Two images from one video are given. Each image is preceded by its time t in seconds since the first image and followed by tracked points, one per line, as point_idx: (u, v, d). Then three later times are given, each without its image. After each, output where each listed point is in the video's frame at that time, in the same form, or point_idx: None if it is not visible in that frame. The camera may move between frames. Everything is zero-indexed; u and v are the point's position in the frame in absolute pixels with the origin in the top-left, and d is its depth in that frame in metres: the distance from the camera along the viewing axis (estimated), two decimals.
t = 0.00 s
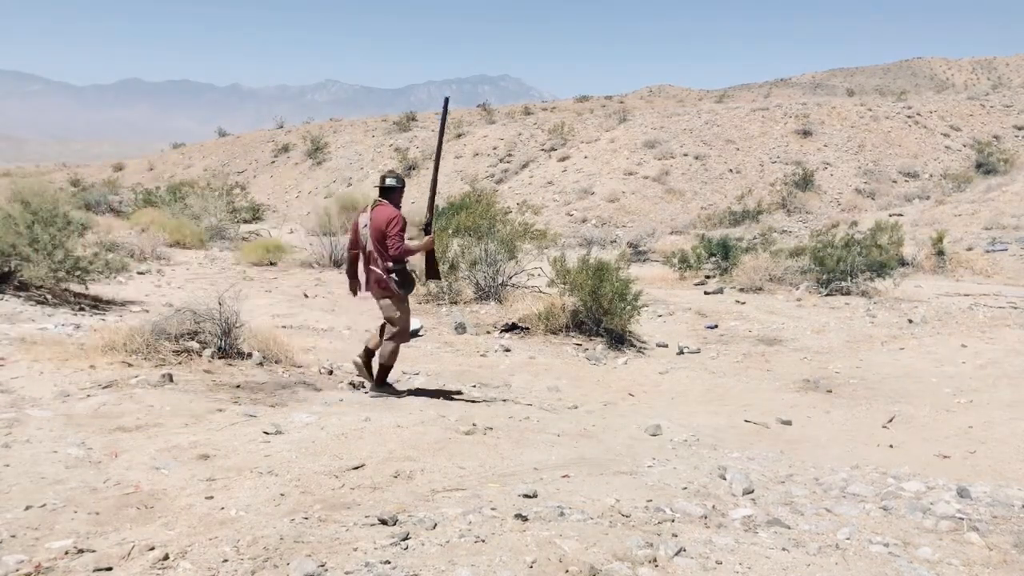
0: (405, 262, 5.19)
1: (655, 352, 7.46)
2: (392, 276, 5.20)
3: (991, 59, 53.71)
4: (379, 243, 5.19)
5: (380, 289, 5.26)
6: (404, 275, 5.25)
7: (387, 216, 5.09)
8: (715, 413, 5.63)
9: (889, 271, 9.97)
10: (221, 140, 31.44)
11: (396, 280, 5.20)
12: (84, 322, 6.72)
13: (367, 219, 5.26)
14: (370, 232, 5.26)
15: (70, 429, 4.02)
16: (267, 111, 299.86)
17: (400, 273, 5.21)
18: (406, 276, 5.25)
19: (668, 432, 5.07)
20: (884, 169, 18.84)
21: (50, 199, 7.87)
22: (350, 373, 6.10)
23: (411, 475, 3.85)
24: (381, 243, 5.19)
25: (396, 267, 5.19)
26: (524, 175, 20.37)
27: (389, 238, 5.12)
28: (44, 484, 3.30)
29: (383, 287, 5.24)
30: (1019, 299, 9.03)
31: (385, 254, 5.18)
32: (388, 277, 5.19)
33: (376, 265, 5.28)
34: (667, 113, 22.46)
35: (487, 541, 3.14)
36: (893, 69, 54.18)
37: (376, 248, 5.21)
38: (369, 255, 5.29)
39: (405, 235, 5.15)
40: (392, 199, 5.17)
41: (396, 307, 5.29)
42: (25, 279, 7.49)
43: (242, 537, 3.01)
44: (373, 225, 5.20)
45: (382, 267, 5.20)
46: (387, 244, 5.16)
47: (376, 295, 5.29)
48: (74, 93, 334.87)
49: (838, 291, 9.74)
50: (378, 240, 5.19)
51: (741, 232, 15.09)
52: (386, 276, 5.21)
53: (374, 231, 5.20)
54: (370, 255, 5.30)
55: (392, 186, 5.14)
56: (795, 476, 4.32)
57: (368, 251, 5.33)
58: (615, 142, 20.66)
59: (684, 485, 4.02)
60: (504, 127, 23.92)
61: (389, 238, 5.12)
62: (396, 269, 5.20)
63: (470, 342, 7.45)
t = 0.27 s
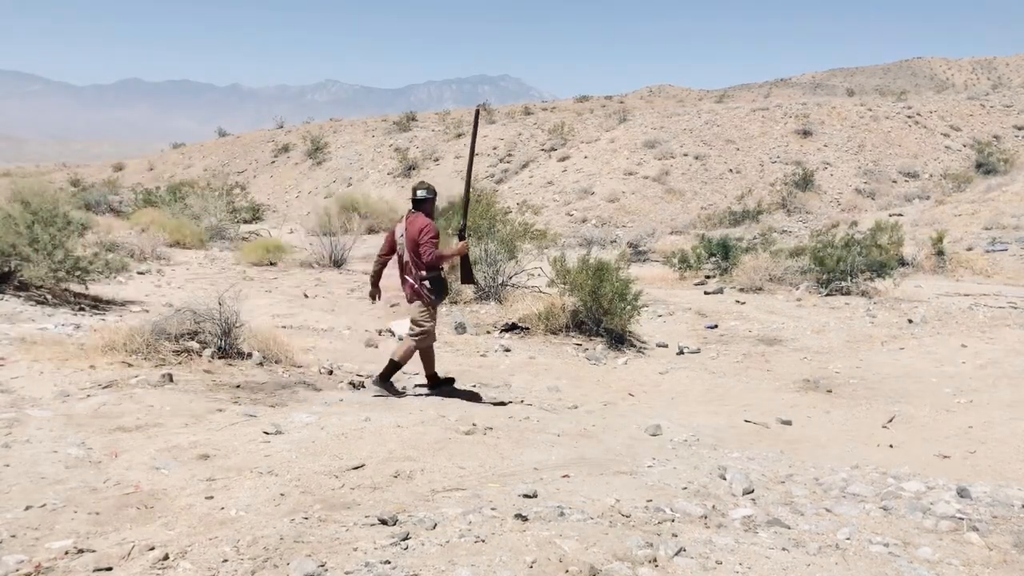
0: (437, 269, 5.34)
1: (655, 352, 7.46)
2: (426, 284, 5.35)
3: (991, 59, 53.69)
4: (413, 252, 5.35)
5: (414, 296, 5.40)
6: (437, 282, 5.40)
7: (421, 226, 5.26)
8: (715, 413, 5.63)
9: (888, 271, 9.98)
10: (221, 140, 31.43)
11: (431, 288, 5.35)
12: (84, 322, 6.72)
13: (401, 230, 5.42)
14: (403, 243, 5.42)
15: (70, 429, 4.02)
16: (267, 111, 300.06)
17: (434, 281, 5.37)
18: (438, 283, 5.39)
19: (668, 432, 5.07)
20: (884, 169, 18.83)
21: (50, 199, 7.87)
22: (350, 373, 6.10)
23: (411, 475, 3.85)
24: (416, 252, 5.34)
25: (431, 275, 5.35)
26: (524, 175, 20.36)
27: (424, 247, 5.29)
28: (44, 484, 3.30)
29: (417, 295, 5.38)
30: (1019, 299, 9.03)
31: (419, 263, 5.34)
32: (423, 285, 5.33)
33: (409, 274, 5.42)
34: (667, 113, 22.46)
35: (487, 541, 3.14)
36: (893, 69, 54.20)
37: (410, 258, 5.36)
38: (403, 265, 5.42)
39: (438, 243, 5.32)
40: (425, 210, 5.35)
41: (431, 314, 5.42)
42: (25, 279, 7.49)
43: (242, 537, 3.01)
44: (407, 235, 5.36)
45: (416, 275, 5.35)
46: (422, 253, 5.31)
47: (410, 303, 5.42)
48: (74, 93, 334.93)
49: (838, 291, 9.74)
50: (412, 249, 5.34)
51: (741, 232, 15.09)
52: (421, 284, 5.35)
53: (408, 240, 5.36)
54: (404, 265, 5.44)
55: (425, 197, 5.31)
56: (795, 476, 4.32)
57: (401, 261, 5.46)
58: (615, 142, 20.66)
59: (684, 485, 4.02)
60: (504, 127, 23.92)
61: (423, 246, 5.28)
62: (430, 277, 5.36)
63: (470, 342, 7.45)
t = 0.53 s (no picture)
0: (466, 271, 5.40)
1: (655, 352, 7.46)
2: (457, 283, 5.44)
3: (991, 59, 53.70)
4: (443, 253, 5.43)
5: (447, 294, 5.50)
6: (469, 280, 5.48)
7: (450, 228, 5.32)
8: (715, 414, 5.63)
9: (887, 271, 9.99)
10: (221, 140, 31.43)
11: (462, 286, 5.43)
12: (84, 322, 6.72)
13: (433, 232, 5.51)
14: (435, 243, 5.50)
15: (69, 429, 4.02)
16: (267, 111, 300.16)
17: (466, 279, 5.45)
18: (468, 282, 5.46)
19: (668, 432, 5.07)
20: (884, 169, 18.83)
21: (50, 199, 7.87)
22: (350, 373, 6.11)
23: (411, 475, 3.85)
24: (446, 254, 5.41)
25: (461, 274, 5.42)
26: (524, 175, 20.36)
27: (453, 248, 5.35)
28: (44, 484, 3.30)
29: (449, 293, 5.48)
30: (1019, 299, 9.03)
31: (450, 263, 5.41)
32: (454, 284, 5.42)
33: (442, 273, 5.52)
34: (667, 113, 22.46)
35: (487, 541, 3.14)
36: (893, 69, 54.20)
37: (442, 258, 5.45)
38: (436, 264, 5.53)
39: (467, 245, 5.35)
40: (455, 212, 5.39)
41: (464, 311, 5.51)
42: (25, 279, 7.49)
43: (242, 537, 3.01)
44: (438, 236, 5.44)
45: (448, 274, 5.44)
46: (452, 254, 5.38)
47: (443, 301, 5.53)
48: (74, 93, 334.96)
49: (838, 291, 9.75)
50: (442, 251, 5.42)
51: (741, 232, 15.09)
52: (453, 282, 5.45)
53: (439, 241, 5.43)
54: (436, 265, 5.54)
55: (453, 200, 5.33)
56: (795, 476, 4.32)
57: (435, 261, 5.57)
58: (615, 142, 20.66)
59: (684, 485, 4.02)
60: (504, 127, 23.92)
61: (451, 248, 5.34)
62: (462, 275, 5.44)
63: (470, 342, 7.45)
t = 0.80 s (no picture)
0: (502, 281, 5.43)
1: (655, 352, 7.46)
2: (490, 295, 5.44)
3: (991, 59, 53.69)
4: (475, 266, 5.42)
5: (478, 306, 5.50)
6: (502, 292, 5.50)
7: (485, 242, 5.32)
8: (715, 414, 5.63)
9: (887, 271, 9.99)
10: (221, 140, 31.43)
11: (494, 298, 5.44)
12: (84, 322, 6.72)
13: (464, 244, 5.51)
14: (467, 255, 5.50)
15: (69, 429, 4.02)
16: (267, 111, 300.29)
17: (498, 291, 5.45)
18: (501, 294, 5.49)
19: (668, 432, 5.07)
20: (884, 169, 18.83)
21: (50, 199, 7.86)
22: (350, 373, 6.10)
23: (411, 475, 3.85)
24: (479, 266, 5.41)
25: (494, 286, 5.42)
26: (524, 175, 20.36)
27: (487, 261, 5.35)
28: (44, 484, 3.30)
29: (480, 305, 5.49)
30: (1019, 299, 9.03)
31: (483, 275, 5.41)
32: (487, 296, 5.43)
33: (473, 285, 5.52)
34: (667, 113, 22.46)
35: (487, 541, 3.14)
36: (893, 69, 54.21)
37: (477, 271, 5.42)
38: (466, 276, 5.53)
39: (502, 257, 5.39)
40: (487, 225, 5.40)
41: (494, 322, 5.51)
42: (25, 279, 7.50)
43: (242, 537, 3.01)
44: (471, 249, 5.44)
45: (480, 287, 5.45)
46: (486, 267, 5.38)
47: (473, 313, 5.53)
48: (74, 93, 335.00)
49: (838, 291, 9.75)
50: (475, 263, 5.41)
51: (741, 232, 15.10)
52: (488, 294, 5.45)
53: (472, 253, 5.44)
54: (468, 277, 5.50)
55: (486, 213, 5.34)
56: (795, 476, 4.32)
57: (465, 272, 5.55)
58: (615, 142, 20.66)
59: (684, 485, 4.02)
60: (504, 127, 23.92)
61: (486, 261, 5.34)
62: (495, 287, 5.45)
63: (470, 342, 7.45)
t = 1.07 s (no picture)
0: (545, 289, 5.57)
1: (655, 352, 7.46)
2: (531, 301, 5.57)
3: (991, 59, 53.69)
4: (515, 274, 5.52)
5: (515, 311, 5.63)
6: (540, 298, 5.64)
7: (527, 252, 5.41)
8: (715, 414, 5.63)
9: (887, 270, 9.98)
10: (221, 140, 31.43)
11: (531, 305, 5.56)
12: (84, 322, 6.72)
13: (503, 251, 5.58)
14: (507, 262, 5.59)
15: (69, 429, 4.03)
16: (267, 111, 300.32)
17: (536, 298, 5.58)
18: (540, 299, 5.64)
19: (668, 432, 5.07)
20: (884, 169, 18.83)
21: (50, 199, 7.86)
22: (350, 373, 6.11)
23: (411, 475, 3.85)
24: (519, 273, 5.51)
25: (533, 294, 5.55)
26: (524, 175, 20.36)
27: (529, 270, 5.45)
28: (44, 484, 3.30)
29: (519, 311, 5.61)
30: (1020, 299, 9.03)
31: (523, 283, 5.52)
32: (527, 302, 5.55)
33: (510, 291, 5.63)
34: (667, 113, 22.46)
35: (487, 541, 3.14)
36: (893, 69, 54.21)
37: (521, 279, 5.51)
38: (504, 282, 5.63)
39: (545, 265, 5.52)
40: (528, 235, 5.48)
41: (531, 328, 5.65)
42: (25, 279, 7.50)
43: (242, 537, 3.01)
44: (511, 257, 5.53)
45: (520, 293, 5.55)
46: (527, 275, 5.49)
47: (510, 317, 5.67)
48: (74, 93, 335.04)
49: (838, 291, 9.75)
50: (517, 272, 5.49)
51: (741, 232, 15.10)
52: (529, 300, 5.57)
53: (511, 261, 5.53)
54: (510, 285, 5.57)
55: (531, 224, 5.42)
56: (795, 476, 4.33)
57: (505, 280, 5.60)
58: (615, 142, 20.67)
59: (684, 485, 4.02)
60: (504, 127, 23.93)
61: (528, 271, 5.45)
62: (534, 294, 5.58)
63: (470, 342, 7.46)
